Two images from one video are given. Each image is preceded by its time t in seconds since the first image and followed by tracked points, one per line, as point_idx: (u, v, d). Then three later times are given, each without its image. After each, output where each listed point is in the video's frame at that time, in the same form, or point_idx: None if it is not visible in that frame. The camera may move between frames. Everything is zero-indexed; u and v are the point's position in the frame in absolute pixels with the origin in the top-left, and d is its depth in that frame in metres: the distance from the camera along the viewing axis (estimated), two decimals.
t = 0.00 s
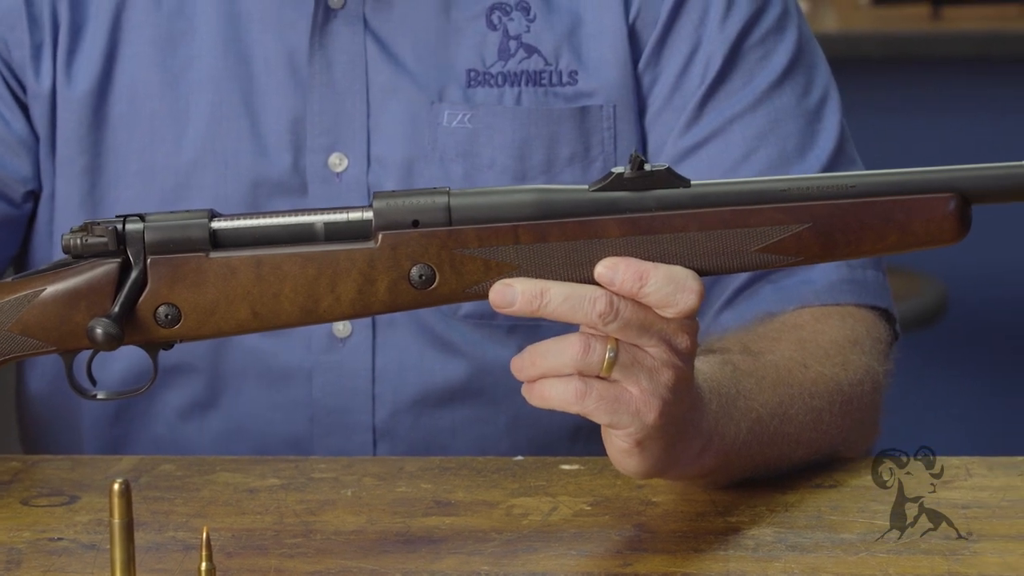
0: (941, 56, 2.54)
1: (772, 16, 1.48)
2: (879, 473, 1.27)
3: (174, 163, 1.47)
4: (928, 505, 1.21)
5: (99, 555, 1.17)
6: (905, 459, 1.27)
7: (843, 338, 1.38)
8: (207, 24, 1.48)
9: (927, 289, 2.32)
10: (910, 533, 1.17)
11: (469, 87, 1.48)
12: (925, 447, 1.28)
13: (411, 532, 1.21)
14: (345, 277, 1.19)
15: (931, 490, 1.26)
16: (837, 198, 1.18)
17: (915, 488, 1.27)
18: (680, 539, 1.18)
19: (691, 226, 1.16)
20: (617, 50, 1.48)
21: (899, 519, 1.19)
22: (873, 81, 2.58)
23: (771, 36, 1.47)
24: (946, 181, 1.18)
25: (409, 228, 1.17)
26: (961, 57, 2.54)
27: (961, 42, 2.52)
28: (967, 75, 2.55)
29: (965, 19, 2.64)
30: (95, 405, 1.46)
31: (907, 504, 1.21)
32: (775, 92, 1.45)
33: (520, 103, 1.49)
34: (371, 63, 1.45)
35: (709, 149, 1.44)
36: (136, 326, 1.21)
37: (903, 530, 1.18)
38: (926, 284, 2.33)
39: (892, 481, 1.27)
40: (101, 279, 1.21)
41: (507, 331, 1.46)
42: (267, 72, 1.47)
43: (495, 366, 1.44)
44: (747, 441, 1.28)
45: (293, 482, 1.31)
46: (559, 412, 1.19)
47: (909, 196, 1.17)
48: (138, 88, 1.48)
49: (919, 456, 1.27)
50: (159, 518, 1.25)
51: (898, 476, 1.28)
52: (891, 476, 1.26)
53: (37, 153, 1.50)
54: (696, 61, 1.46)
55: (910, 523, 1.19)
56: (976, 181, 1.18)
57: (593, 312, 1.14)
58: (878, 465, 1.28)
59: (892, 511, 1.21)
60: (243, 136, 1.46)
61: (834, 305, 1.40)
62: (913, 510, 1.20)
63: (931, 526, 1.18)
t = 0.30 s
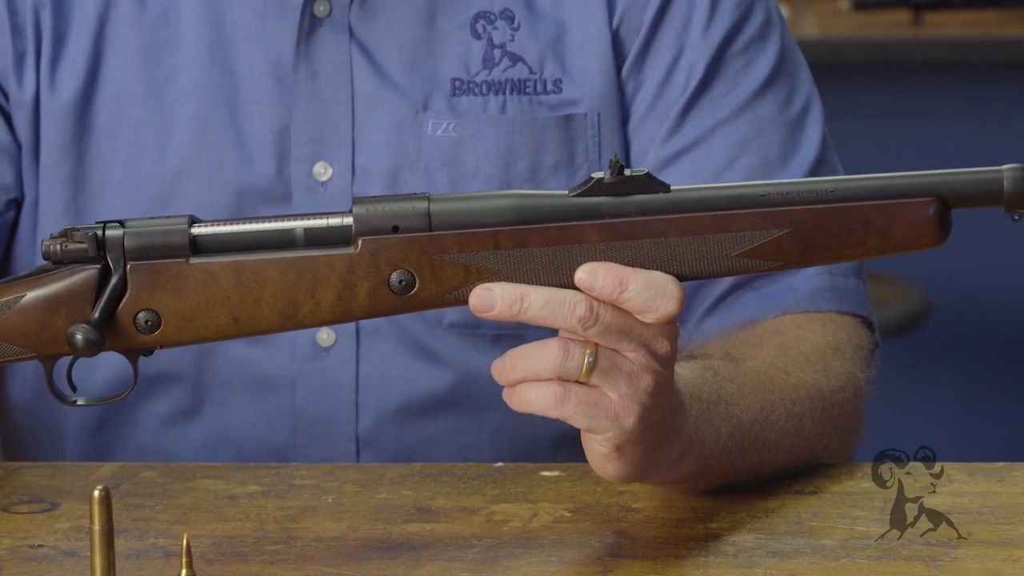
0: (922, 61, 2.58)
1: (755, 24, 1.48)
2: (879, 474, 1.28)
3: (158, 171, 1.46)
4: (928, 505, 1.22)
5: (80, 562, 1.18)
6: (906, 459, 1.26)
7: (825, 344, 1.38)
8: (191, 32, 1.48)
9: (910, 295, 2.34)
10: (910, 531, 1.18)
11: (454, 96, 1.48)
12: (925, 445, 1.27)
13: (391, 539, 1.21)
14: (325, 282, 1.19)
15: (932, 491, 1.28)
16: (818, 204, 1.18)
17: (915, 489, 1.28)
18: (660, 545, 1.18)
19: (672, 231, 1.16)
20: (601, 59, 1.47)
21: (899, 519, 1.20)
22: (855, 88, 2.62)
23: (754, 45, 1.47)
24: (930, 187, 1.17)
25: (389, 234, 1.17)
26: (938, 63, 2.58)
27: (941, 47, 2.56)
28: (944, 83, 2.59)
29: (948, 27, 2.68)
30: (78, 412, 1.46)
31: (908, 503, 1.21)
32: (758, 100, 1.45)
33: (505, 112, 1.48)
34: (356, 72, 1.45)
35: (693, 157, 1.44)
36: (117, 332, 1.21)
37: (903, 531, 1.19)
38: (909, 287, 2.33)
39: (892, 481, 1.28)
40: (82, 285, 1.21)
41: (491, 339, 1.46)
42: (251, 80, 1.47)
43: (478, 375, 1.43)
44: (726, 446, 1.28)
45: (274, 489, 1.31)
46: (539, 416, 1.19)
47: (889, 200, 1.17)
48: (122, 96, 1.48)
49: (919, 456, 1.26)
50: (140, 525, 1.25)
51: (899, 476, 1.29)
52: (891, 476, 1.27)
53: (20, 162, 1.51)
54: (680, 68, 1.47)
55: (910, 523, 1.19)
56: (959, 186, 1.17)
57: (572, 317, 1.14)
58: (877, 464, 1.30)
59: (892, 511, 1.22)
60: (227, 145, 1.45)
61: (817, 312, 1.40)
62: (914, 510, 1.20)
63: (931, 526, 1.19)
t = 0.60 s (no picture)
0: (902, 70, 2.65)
1: (739, 33, 1.49)
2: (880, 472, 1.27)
3: (143, 182, 1.46)
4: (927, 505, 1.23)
5: (60, 570, 1.17)
6: (906, 460, 1.24)
7: (807, 352, 1.38)
8: (177, 41, 1.48)
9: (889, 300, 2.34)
10: (910, 533, 1.20)
11: (438, 106, 1.48)
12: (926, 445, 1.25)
13: (372, 547, 1.21)
14: (306, 290, 1.19)
15: (931, 489, 1.29)
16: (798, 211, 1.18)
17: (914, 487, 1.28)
18: (641, 554, 1.18)
19: (653, 238, 1.16)
20: (585, 68, 1.47)
21: (899, 519, 1.21)
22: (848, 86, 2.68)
23: (738, 54, 1.48)
24: (913, 195, 1.18)
25: (371, 242, 1.17)
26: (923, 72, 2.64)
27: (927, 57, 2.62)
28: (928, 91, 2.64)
29: (933, 38, 2.70)
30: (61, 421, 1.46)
31: (907, 504, 1.22)
32: (741, 109, 1.45)
33: (489, 121, 1.48)
34: (340, 81, 1.45)
35: (677, 166, 1.44)
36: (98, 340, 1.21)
37: (903, 531, 1.20)
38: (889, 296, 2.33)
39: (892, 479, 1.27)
40: (64, 294, 1.21)
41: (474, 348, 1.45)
42: (235, 90, 1.46)
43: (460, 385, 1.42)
44: (708, 454, 1.28)
45: (255, 498, 1.31)
46: (519, 425, 1.19)
47: (870, 208, 1.17)
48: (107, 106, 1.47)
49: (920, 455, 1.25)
50: (121, 533, 1.25)
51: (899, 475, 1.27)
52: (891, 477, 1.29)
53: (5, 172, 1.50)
54: (664, 76, 1.47)
55: (910, 523, 1.21)
56: (941, 195, 1.18)
57: (553, 323, 1.14)
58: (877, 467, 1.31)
59: (892, 510, 1.23)
60: (211, 155, 1.45)
61: (799, 320, 1.40)
62: (914, 510, 1.21)
63: (931, 526, 1.20)
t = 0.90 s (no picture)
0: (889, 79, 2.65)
1: (722, 43, 1.49)
2: (879, 472, 1.28)
3: (125, 188, 1.46)
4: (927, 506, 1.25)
5: None
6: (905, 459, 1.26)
7: (789, 361, 1.38)
8: (160, 47, 1.48)
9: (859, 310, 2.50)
10: (910, 532, 1.22)
11: (421, 114, 1.48)
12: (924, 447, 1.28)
13: (354, 556, 1.20)
14: (288, 296, 1.19)
15: (932, 490, 1.31)
16: (779, 217, 1.18)
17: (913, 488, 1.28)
18: (623, 563, 1.18)
19: (635, 245, 1.16)
20: (568, 76, 1.48)
21: (899, 520, 1.23)
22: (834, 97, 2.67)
23: (722, 63, 1.48)
24: (895, 201, 1.18)
25: (352, 248, 1.17)
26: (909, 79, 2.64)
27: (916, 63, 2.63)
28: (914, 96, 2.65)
29: (921, 46, 2.70)
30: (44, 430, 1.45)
31: (907, 504, 1.24)
32: (726, 117, 1.45)
33: (472, 129, 1.48)
34: (322, 87, 1.45)
35: (660, 173, 1.44)
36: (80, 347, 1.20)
37: (903, 531, 1.22)
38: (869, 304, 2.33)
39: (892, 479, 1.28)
40: (46, 300, 1.20)
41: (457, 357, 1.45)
42: (219, 96, 1.47)
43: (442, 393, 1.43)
44: (688, 461, 1.28)
45: (238, 507, 1.31)
46: (500, 431, 1.19)
47: (851, 214, 1.17)
48: (90, 112, 1.47)
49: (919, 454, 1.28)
50: (104, 542, 1.24)
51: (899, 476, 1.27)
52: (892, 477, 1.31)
53: None
54: (648, 85, 1.47)
55: (910, 523, 1.23)
56: (922, 202, 1.18)
57: (534, 327, 1.14)
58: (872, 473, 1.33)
59: (892, 512, 1.25)
60: (194, 161, 1.45)
61: (782, 329, 1.40)
62: (914, 511, 1.24)
63: (931, 526, 1.22)
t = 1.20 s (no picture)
0: (869, 84, 2.68)
1: (705, 53, 1.50)
2: (880, 472, 1.29)
3: (109, 198, 1.46)
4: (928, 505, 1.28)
5: None
6: (905, 458, 1.27)
7: (773, 369, 1.39)
8: (143, 56, 1.48)
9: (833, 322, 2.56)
10: (911, 532, 1.24)
11: (404, 124, 1.48)
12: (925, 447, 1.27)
13: (337, 565, 1.20)
14: (269, 303, 1.18)
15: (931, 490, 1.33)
16: (761, 224, 1.18)
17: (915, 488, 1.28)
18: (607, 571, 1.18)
19: (617, 251, 1.16)
20: (552, 87, 1.48)
21: (900, 519, 1.25)
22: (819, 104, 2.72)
23: (706, 73, 1.49)
24: (873, 207, 1.18)
25: (334, 254, 1.16)
26: (891, 87, 2.67)
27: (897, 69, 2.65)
28: (892, 103, 2.70)
29: (907, 54, 2.71)
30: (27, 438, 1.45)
31: (908, 503, 1.26)
32: (710, 127, 1.45)
33: (456, 140, 1.48)
34: (306, 97, 1.45)
35: (644, 183, 1.44)
36: (62, 354, 1.19)
37: (904, 529, 1.25)
38: (855, 311, 2.32)
39: (893, 481, 1.29)
40: (29, 307, 1.19)
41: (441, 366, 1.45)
42: (203, 106, 1.46)
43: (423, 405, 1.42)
44: (671, 468, 1.28)
45: (220, 515, 1.30)
46: (482, 438, 1.19)
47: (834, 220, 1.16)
48: (74, 122, 1.47)
49: (919, 454, 1.26)
50: (86, 551, 1.24)
51: (900, 476, 1.28)
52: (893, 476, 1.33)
53: None
54: (631, 96, 1.47)
55: (911, 522, 1.25)
56: (901, 209, 1.18)
57: (517, 333, 1.14)
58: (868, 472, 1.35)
59: (893, 511, 1.28)
60: (177, 171, 1.45)
61: (766, 338, 1.40)
62: (914, 510, 1.26)
63: (931, 526, 1.25)
